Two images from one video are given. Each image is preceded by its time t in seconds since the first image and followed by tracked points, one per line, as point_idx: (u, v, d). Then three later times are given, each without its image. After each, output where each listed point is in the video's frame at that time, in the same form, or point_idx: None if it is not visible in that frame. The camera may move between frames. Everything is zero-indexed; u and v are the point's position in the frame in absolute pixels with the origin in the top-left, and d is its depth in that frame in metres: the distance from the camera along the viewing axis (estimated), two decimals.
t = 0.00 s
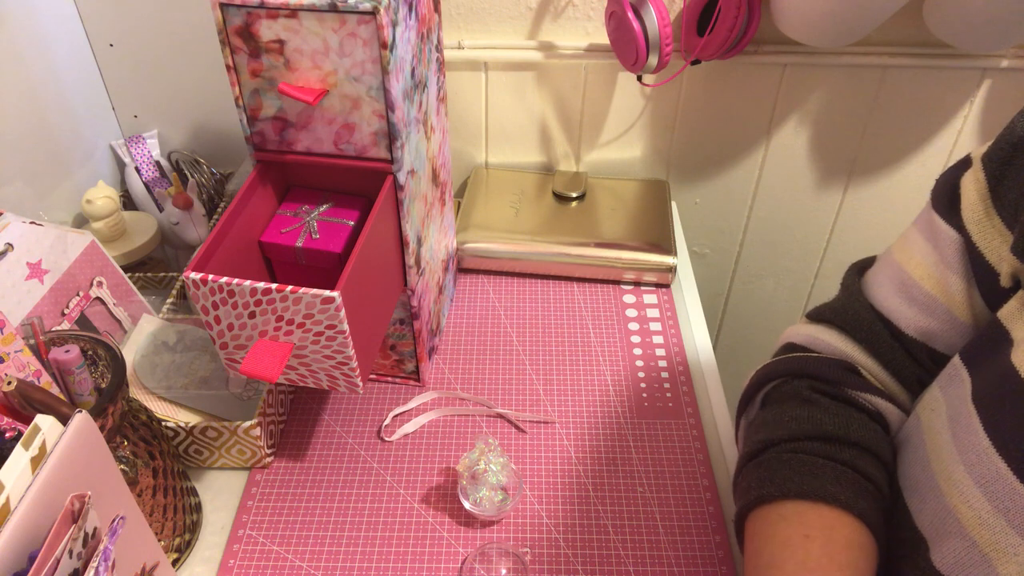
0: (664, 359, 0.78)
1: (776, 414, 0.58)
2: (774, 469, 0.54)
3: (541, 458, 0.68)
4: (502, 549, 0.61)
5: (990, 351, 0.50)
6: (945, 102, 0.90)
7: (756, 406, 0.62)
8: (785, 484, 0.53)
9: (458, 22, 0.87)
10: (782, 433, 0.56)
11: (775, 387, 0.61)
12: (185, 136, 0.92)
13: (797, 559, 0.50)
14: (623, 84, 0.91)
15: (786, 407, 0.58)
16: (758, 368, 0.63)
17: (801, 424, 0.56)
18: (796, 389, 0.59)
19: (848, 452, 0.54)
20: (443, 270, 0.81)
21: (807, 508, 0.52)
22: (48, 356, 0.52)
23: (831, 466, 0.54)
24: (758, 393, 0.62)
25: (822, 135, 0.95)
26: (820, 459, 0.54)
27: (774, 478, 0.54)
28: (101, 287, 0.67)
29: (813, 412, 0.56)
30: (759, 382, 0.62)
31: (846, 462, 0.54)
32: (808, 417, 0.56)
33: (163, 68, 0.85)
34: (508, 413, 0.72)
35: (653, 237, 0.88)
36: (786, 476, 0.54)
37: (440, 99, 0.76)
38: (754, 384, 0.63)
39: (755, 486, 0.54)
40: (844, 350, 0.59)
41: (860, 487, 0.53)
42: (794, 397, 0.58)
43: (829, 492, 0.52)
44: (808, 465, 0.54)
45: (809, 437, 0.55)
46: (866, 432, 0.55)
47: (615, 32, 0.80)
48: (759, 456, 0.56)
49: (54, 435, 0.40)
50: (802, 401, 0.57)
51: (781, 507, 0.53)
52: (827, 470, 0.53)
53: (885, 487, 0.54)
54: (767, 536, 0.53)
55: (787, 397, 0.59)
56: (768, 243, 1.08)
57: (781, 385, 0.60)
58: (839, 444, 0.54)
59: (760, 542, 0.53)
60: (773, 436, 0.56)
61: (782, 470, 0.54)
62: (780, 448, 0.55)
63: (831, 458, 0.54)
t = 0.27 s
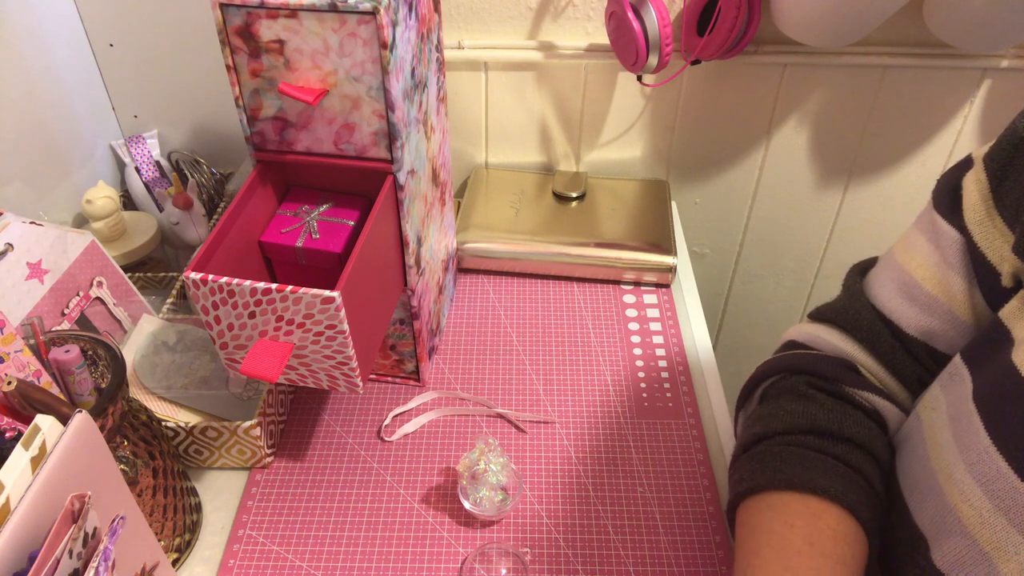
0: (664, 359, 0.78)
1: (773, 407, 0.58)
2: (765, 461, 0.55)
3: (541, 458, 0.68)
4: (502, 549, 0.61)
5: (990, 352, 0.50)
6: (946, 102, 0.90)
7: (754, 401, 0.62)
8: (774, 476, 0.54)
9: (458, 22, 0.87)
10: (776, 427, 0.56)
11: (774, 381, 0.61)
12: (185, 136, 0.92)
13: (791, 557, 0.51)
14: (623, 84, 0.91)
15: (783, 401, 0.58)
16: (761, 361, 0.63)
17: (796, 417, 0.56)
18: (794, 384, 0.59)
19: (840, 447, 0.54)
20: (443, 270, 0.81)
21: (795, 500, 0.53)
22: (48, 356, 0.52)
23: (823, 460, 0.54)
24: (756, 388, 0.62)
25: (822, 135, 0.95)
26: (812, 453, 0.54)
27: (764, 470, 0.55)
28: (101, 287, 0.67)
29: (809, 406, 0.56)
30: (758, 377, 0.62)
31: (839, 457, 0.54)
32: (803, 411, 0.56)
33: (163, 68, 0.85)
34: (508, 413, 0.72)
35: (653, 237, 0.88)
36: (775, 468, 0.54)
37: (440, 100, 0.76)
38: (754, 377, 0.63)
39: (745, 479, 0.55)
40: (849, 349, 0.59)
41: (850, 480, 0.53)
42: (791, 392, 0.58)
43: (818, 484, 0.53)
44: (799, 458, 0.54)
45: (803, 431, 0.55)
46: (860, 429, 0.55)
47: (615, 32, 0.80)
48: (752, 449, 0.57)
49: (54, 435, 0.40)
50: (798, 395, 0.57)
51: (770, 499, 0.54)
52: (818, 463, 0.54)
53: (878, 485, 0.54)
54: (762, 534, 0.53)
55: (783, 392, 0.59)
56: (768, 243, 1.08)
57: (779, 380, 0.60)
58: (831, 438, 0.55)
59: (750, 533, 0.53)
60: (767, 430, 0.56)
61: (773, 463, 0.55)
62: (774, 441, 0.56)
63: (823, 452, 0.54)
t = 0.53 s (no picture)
0: (664, 359, 0.78)
1: (777, 388, 0.58)
2: (762, 437, 0.55)
3: (541, 458, 0.68)
4: (502, 549, 0.61)
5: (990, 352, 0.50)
6: (946, 101, 0.90)
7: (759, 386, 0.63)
8: (768, 450, 0.54)
9: (458, 22, 0.87)
10: (777, 405, 0.56)
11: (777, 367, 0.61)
12: (185, 136, 0.92)
13: (779, 524, 0.51)
14: (623, 84, 0.91)
15: (785, 382, 0.58)
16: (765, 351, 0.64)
17: (797, 397, 0.56)
18: (797, 368, 0.59)
19: (836, 426, 0.54)
20: (443, 270, 0.81)
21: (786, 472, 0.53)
22: (48, 356, 0.52)
23: (820, 437, 0.54)
24: (764, 372, 0.62)
25: (822, 135, 0.95)
26: (810, 431, 0.54)
27: (760, 445, 0.55)
28: (101, 287, 0.67)
29: (810, 388, 0.56)
30: (766, 362, 0.62)
31: (835, 436, 0.54)
32: (804, 392, 0.56)
33: (163, 68, 0.85)
34: (508, 413, 0.72)
35: (653, 237, 0.88)
36: (770, 443, 0.54)
37: (440, 99, 0.76)
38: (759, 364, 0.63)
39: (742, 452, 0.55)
40: (857, 341, 0.58)
41: (844, 457, 0.53)
42: (793, 374, 0.58)
43: (810, 457, 0.53)
44: (795, 434, 0.54)
45: (803, 410, 0.55)
46: (859, 413, 0.55)
47: (614, 32, 0.80)
48: (752, 426, 0.57)
49: (54, 435, 0.40)
50: (800, 378, 0.57)
51: (763, 472, 0.54)
52: (814, 440, 0.54)
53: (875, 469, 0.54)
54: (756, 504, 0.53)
55: (786, 375, 0.59)
56: (768, 243, 1.08)
57: (783, 365, 0.60)
58: (828, 418, 0.55)
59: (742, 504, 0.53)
60: (768, 408, 0.57)
61: (770, 439, 0.55)
62: (773, 419, 0.56)
63: (821, 430, 0.54)
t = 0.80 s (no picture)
0: (664, 359, 0.78)
1: (776, 377, 0.58)
2: (758, 423, 0.55)
3: (542, 458, 0.68)
4: (502, 548, 0.61)
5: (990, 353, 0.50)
6: (945, 101, 0.90)
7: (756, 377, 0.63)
8: (763, 436, 0.54)
9: (458, 22, 0.87)
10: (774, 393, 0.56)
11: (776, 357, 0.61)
12: (185, 136, 0.92)
13: (768, 509, 0.51)
14: (623, 85, 0.91)
15: (783, 372, 0.58)
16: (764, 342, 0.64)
17: (794, 386, 0.56)
18: (796, 358, 0.59)
19: (832, 415, 0.54)
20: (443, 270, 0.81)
21: (780, 459, 0.53)
22: (48, 356, 0.52)
23: (815, 425, 0.54)
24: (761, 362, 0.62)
25: (822, 135, 0.95)
26: (806, 419, 0.54)
27: (755, 431, 0.55)
28: (101, 287, 0.67)
29: (807, 379, 0.56)
30: (764, 353, 0.62)
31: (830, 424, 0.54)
32: (801, 382, 0.56)
33: (163, 68, 0.85)
34: (509, 413, 0.72)
35: (653, 237, 0.88)
36: (766, 430, 0.54)
37: (440, 99, 0.76)
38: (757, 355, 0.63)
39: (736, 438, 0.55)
40: (857, 334, 0.58)
41: (840, 445, 0.53)
42: (792, 364, 0.58)
43: (806, 444, 0.53)
44: (791, 422, 0.54)
45: (799, 399, 0.55)
46: (856, 403, 0.55)
47: (615, 32, 0.80)
48: (748, 413, 0.57)
49: (54, 435, 0.40)
50: (799, 368, 0.57)
51: (758, 458, 0.54)
52: (809, 428, 0.54)
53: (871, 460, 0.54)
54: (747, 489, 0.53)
55: (784, 365, 0.59)
56: (768, 243, 1.08)
57: (781, 355, 0.60)
58: (825, 407, 0.55)
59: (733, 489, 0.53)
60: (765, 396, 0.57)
61: (765, 425, 0.55)
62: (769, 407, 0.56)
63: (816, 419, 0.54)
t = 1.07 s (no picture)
0: (664, 359, 0.78)
1: (776, 373, 0.57)
2: (762, 423, 0.55)
3: (541, 458, 0.68)
4: (503, 548, 0.61)
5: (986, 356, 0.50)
6: (945, 102, 0.90)
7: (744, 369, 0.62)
8: (770, 438, 0.53)
9: (458, 22, 0.87)
10: (776, 392, 0.56)
11: (774, 350, 0.60)
12: (185, 136, 0.92)
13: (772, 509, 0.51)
14: (623, 85, 0.91)
15: (783, 369, 0.57)
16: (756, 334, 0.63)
17: (796, 386, 0.55)
18: (796, 354, 0.58)
19: (837, 419, 0.54)
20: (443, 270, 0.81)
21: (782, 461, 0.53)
22: (48, 356, 0.52)
23: (818, 427, 0.54)
24: (755, 355, 0.61)
25: (822, 135, 0.95)
26: (808, 421, 0.54)
27: (760, 431, 0.54)
28: (101, 287, 0.67)
29: (810, 378, 0.56)
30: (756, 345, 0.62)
31: (833, 427, 0.54)
32: (804, 382, 0.56)
33: (163, 68, 0.85)
34: (508, 413, 0.72)
35: (653, 237, 0.88)
36: (772, 432, 0.54)
37: (440, 99, 0.76)
38: (752, 346, 0.62)
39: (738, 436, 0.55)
40: (852, 330, 0.58)
41: (841, 448, 0.53)
42: (792, 361, 0.58)
43: (813, 450, 0.52)
44: (796, 424, 0.54)
45: (804, 400, 0.55)
46: (858, 407, 0.55)
47: (614, 32, 0.80)
48: (748, 409, 0.56)
49: (54, 434, 0.40)
50: (800, 365, 0.57)
51: (760, 459, 0.53)
52: (811, 429, 0.54)
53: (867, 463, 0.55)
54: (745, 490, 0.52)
55: (783, 361, 0.58)
56: (768, 243, 1.08)
57: (780, 350, 0.59)
58: (830, 411, 0.55)
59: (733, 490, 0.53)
60: (767, 394, 0.56)
61: (768, 425, 0.54)
62: (772, 406, 0.55)
63: (819, 421, 0.54)
